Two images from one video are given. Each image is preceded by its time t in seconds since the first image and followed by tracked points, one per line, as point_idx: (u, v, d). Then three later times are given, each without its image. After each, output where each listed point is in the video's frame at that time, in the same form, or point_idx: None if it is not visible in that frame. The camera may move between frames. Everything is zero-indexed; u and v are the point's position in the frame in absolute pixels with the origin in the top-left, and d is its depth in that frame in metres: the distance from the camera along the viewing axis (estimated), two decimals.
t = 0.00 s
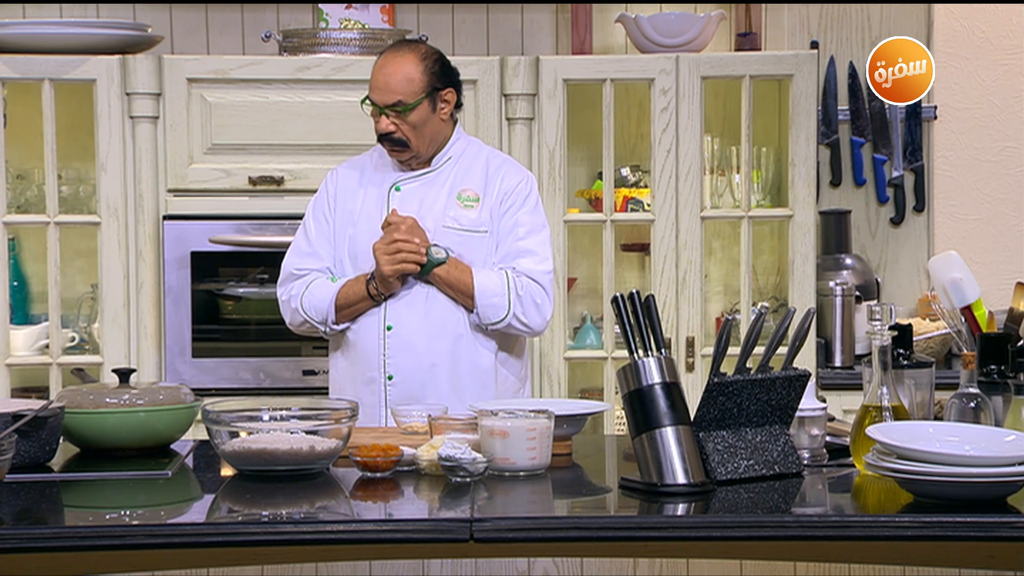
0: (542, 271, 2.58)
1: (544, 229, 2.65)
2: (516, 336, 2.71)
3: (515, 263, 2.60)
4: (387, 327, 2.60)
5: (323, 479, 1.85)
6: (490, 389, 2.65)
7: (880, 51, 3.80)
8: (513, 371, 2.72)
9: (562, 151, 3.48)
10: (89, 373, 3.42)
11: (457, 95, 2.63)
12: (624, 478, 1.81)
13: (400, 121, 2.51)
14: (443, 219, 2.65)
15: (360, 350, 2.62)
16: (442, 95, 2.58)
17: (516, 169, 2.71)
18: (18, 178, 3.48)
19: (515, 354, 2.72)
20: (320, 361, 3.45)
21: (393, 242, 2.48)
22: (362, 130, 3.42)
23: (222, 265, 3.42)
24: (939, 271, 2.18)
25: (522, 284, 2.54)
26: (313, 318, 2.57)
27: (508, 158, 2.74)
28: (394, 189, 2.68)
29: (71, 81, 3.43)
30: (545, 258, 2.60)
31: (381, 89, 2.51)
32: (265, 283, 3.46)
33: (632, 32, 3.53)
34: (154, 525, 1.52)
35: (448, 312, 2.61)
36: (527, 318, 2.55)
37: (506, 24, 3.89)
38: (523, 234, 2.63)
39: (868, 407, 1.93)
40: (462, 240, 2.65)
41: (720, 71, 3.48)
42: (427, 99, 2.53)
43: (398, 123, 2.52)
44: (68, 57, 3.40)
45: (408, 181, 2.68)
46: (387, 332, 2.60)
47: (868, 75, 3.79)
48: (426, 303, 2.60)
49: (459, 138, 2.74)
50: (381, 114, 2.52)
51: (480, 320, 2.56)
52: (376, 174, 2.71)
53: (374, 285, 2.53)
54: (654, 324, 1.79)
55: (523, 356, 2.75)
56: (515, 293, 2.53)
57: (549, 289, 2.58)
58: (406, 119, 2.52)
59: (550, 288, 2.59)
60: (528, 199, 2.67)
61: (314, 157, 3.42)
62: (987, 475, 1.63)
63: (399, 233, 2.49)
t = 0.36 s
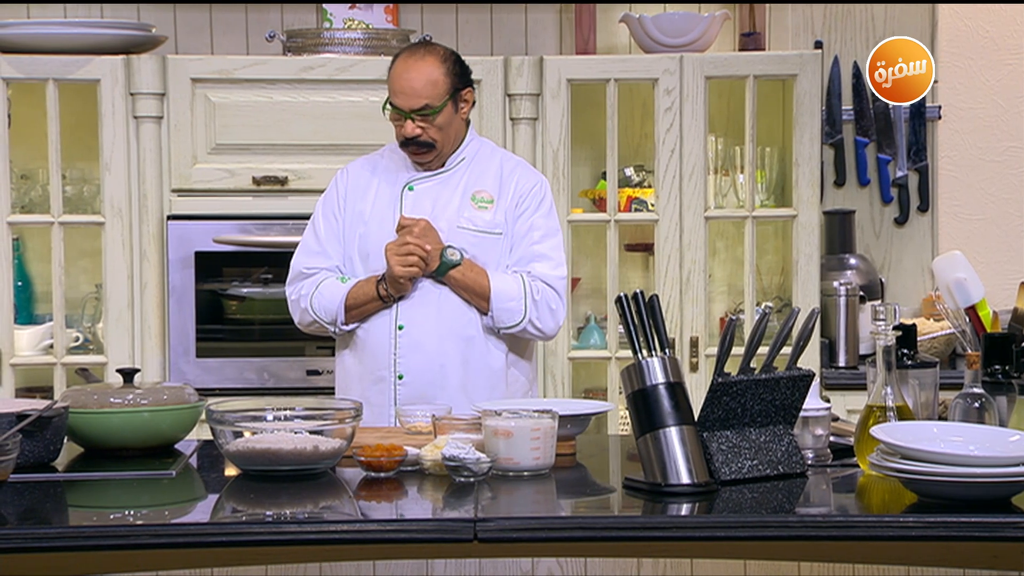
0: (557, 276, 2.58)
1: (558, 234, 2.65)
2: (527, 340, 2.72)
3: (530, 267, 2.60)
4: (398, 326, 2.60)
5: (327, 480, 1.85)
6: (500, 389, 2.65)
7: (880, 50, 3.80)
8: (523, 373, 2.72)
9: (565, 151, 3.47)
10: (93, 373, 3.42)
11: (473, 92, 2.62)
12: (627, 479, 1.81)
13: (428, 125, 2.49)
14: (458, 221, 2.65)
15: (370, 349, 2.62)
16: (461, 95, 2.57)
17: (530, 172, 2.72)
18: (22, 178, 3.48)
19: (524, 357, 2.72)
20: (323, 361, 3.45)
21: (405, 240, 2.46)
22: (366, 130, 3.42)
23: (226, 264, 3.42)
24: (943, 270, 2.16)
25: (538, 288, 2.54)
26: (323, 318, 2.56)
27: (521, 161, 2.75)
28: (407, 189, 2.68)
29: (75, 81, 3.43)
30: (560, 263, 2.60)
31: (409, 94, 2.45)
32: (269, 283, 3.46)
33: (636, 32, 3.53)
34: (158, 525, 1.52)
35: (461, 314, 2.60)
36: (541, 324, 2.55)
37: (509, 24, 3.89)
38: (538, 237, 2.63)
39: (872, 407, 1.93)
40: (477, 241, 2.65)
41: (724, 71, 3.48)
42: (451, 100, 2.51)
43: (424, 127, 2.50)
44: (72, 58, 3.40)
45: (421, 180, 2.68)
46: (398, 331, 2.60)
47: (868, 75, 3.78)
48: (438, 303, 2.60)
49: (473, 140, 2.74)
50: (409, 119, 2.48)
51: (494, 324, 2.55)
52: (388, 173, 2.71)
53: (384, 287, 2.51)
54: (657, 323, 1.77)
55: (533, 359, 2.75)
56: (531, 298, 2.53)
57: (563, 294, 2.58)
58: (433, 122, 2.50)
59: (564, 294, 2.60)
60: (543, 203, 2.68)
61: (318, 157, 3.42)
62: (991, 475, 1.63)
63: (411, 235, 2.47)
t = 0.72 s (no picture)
0: (571, 276, 2.60)
1: (571, 234, 2.68)
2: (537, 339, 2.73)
3: (545, 267, 2.62)
4: (414, 324, 2.60)
5: (330, 479, 1.85)
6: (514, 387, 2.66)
7: (880, 51, 3.77)
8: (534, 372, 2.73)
9: (569, 152, 3.47)
10: (97, 373, 3.43)
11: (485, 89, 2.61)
12: (631, 478, 1.81)
13: (452, 129, 2.49)
14: (472, 219, 2.65)
15: (385, 348, 2.62)
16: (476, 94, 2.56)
17: (541, 172, 2.73)
18: (25, 178, 3.48)
19: (535, 355, 2.73)
20: (327, 361, 3.45)
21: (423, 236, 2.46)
22: (370, 130, 3.42)
23: (229, 264, 3.42)
24: (947, 271, 2.15)
25: (554, 287, 2.56)
26: (335, 318, 2.56)
27: (530, 161, 2.76)
28: (418, 188, 2.68)
29: (79, 81, 3.43)
30: (573, 262, 2.63)
31: (429, 101, 2.44)
32: (273, 283, 3.46)
33: (640, 32, 3.53)
34: (161, 525, 1.52)
35: (477, 313, 2.61)
36: (558, 323, 2.56)
37: (513, 24, 3.89)
38: (553, 236, 2.65)
39: (876, 407, 1.93)
40: (491, 240, 2.65)
41: (727, 71, 3.48)
42: (470, 102, 2.51)
43: (447, 131, 2.50)
44: (76, 58, 3.40)
45: (432, 179, 2.68)
46: (413, 330, 2.60)
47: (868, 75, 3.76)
48: (454, 301, 2.60)
49: (483, 140, 2.75)
50: (431, 125, 2.48)
51: (509, 322, 2.56)
52: (398, 171, 2.70)
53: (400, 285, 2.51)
54: (662, 323, 1.76)
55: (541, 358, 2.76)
56: (547, 297, 2.54)
57: (577, 293, 2.60)
58: (455, 125, 2.50)
59: (577, 293, 2.61)
60: (555, 203, 2.70)
61: (321, 157, 3.43)
62: (995, 475, 1.63)
63: (428, 234, 2.47)
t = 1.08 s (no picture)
0: (587, 272, 2.62)
1: (584, 231, 2.70)
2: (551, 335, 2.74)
3: (560, 264, 2.64)
4: (433, 322, 2.60)
5: (335, 480, 1.85)
6: (531, 384, 2.67)
7: (881, 50, 3.78)
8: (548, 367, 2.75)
9: (573, 152, 3.47)
10: (101, 373, 3.43)
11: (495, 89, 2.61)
12: (635, 478, 1.81)
13: (468, 130, 2.49)
14: (486, 218, 2.65)
15: (404, 347, 2.61)
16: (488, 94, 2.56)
17: (550, 170, 2.74)
18: (30, 178, 3.48)
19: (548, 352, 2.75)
20: (331, 361, 3.45)
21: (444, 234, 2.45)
22: (374, 130, 3.42)
23: (233, 264, 3.42)
24: (952, 272, 2.17)
25: (571, 284, 2.57)
26: (351, 319, 2.54)
27: (539, 159, 2.77)
28: (431, 188, 2.67)
29: (83, 81, 3.43)
30: (587, 259, 2.66)
31: (443, 103, 2.44)
32: (277, 283, 3.46)
33: (644, 32, 3.53)
34: (166, 525, 1.53)
35: (494, 311, 2.61)
36: (576, 320, 2.58)
37: (517, 24, 3.89)
38: (568, 233, 2.68)
39: (880, 407, 1.93)
40: (507, 238, 2.65)
41: (732, 71, 3.48)
42: (483, 102, 2.52)
43: (462, 132, 2.50)
44: (81, 58, 3.41)
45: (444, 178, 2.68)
46: (433, 328, 2.61)
47: (868, 75, 3.77)
48: (472, 300, 2.60)
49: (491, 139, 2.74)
50: (447, 127, 2.48)
51: (527, 319, 2.57)
52: (408, 171, 2.70)
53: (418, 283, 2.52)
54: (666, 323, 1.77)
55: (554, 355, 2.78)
56: (565, 293, 2.56)
57: (593, 289, 2.63)
58: (471, 126, 2.50)
59: (592, 289, 2.63)
60: (568, 200, 2.72)
61: (325, 157, 3.43)
62: (999, 475, 1.63)
63: (449, 233, 2.45)
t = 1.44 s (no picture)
0: (602, 275, 2.62)
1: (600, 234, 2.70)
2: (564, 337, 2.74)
3: (576, 266, 2.63)
4: (448, 324, 2.60)
5: (340, 479, 1.85)
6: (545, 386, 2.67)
7: (880, 51, 3.79)
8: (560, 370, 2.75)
9: (578, 152, 3.47)
10: (107, 373, 3.43)
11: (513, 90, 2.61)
12: (641, 478, 1.81)
13: (487, 130, 2.49)
14: (502, 219, 2.65)
15: (418, 348, 2.61)
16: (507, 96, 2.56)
17: (567, 172, 2.75)
18: (36, 178, 3.48)
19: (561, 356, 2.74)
20: (336, 361, 3.46)
21: (461, 236, 2.44)
22: (380, 129, 3.42)
23: (239, 264, 3.42)
24: (958, 270, 2.16)
25: (586, 288, 2.57)
26: (366, 319, 2.54)
27: (555, 162, 2.78)
28: (447, 188, 2.67)
29: (89, 81, 3.44)
30: (603, 262, 2.65)
31: (462, 103, 2.43)
32: (282, 283, 3.46)
33: (649, 32, 3.52)
34: (171, 525, 1.53)
35: (508, 313, 2.61)
36: (591, 324, 2.57)
37: (522, 24, 3.89)
38: (585, 236, 2.68)
39: (886, 407, 1.93)
40: (522, 240, 2.66)
41: (737, 71, 3.47)
42: (501, 103, 2.51)
43: (480, 133, 2.50)
44: (86, 58, 3.41)
45: (460, 179, 2.67)
46: (447, 329, 2.60)
47: (868, 75, 3.76)
48: (486, 301, 2.60)
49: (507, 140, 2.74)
50: (465, 128, 2.48)
51: (542, 321, 2.57)
52: (425, 171, 2.70)
53: (433, 284, 2.51)
54: (672, 323, 1.77)
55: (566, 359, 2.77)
56: (580, 297, 2.56)
57: (608, 292, 2.62)
58: (488, 127, 2.50)
59: (608, 293, 2.63)
60: (584, 203, 2.72)
61: (331, 157, 3.43)
62: (1005, 475, 1.62)
63: (466, 235, 2.44)
